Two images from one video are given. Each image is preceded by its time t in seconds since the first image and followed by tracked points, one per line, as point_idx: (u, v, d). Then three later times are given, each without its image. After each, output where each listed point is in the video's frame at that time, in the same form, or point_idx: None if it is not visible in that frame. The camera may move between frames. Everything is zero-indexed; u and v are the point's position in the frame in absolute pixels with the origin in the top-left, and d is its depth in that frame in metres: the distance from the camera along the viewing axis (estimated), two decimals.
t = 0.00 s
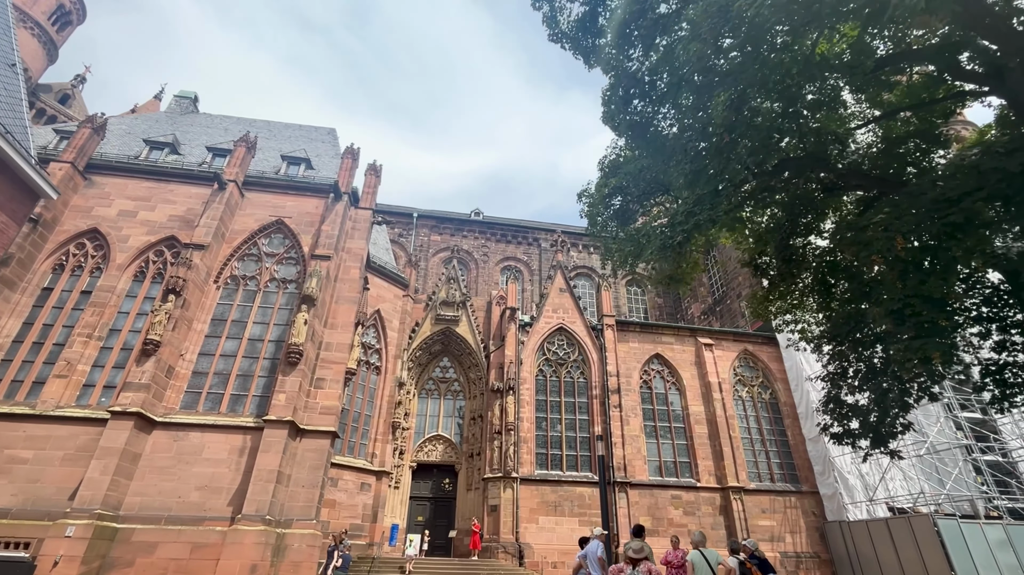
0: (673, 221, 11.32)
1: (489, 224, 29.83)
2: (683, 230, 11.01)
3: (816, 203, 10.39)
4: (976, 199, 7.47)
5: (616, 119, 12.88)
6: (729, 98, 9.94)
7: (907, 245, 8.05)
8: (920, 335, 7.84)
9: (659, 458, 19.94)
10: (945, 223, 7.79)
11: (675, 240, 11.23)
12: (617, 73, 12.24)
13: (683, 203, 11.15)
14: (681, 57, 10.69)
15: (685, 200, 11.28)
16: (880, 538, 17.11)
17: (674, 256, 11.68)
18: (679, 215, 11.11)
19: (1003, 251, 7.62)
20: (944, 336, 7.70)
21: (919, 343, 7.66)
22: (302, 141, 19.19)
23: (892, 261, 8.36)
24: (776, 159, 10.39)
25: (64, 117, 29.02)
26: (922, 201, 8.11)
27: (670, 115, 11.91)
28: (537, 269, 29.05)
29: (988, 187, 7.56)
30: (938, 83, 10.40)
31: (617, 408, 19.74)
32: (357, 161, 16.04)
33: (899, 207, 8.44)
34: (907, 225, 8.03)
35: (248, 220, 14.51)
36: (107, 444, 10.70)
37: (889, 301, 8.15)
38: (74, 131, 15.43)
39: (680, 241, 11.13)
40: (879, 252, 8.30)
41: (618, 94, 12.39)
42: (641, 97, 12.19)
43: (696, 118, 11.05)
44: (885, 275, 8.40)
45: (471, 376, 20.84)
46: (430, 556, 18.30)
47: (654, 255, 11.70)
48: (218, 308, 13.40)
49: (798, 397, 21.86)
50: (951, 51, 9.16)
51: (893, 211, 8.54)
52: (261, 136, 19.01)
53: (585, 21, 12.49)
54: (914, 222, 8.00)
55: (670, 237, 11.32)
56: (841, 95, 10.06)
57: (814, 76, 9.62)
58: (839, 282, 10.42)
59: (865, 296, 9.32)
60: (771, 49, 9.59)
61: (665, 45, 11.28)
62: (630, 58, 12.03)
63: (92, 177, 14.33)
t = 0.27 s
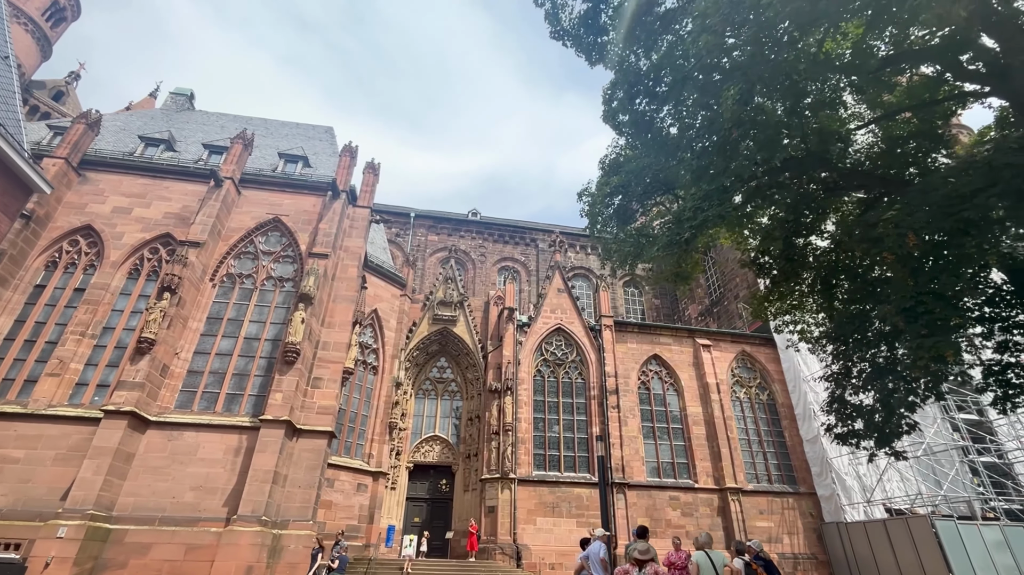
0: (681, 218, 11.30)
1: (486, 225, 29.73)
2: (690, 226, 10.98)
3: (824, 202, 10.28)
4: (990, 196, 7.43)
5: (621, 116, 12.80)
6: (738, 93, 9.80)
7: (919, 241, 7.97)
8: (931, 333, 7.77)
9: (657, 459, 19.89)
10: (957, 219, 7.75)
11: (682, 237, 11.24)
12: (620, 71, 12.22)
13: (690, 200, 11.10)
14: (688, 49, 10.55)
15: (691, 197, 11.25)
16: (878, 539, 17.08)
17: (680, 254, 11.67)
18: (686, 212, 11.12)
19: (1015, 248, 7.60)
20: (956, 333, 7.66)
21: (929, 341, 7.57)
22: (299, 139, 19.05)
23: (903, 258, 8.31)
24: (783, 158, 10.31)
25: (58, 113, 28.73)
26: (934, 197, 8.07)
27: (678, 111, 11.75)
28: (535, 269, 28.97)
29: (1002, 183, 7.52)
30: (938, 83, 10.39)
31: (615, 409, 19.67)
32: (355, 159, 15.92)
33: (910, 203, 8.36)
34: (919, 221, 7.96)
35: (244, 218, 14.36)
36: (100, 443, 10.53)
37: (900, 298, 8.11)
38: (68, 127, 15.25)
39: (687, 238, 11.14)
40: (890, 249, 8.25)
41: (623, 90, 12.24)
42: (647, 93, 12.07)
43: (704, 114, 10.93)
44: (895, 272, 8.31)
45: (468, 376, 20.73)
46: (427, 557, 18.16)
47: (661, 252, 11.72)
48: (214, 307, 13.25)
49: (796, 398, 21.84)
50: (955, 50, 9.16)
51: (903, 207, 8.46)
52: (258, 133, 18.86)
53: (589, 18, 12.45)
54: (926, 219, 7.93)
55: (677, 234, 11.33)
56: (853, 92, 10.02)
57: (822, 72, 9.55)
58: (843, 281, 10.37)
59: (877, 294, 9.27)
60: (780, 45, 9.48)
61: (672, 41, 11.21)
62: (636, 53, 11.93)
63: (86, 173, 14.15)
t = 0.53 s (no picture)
0: (690, 213, 11.25)
1: (485, 224, 29.63)
2: (700, 221, 10.94)
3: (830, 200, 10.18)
4: (1008, 192, 7.37)
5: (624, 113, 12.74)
6: (751, 87, 9.69)
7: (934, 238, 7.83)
8: (947, 331, 7.72)
9: (656, 459, 19.82)
10: (974, 216, 7.69)
11: (692, 233, 11.21)
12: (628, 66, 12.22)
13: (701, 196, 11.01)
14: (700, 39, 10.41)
15: (701, 193, 11.20)
16: (878, 539, 17.00)
17: (688, 250, 11.80)
18: (697, 207, 11.09)
19: None
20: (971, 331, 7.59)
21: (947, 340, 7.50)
22: (297, 137, 18.89)
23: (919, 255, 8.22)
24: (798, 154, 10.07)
25: (53, 109, 28.47)
26: (950, 193, 8.00)
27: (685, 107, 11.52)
28: (533, 269, 28.89)
29: (1019, 180, 7.47)
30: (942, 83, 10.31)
31: (614, 409, 19.59)
32: (354, 156, 15.79)
33: (923, 199, 8.21)
34: (935, 218, 7.81)
35: (242, 215, 14.21)
36: (95, 442, 10.38)
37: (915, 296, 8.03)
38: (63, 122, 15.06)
39: (697, 234, 11.11)
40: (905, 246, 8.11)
41: (631, 85, 12.15)
42: (653, 88, 11.99)
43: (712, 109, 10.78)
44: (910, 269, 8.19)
45: (467, 376, 20.63)
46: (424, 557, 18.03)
47: (671, 248, 11.79)
48: (211, 304, 13.10)
49: (794, 399, 21.78)
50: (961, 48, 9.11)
51: (916, 203, 8.32)
52: (256, 130, 18.70)
53: (594, 15, 12.46)
54: (941, 215, 7.79)
55: (687, 229, 11.27)
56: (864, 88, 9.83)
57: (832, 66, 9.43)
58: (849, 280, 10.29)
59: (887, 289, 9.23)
60: (792, 38, 9.39)
61: (679, 36, 11.15)
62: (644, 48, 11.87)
63: (82, 168, 13.98)
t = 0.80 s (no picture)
0: (698, 208, 10.91)
1: (483, 222, 29.52)
2: (709, 216, 10.59)
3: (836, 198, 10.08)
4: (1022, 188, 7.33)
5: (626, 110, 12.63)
6: (763, 77, 9.43)
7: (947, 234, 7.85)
8: (960, 327, 7.66)
9: (655, 458, 19.77)
10: (987, 212, 7.64)
11: (700, 228, 10.76)
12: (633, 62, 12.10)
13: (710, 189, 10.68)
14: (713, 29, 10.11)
15: (708, 188, 10.94)
16: (877, 539, 16.95)
17: (695, 249, 11.20)
18: (705, 202, 10.76)
19: None
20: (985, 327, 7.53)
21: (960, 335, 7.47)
22: (295, 133, 18.74)
23: (932, 251, 8.15)
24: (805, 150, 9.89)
25: (47, 105, 28.21)
26: (962, 188, 7.95)
27: (690, 104, 11.44)
28: (531, 268, 28.81)
29: None
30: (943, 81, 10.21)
31: (613, 408, 19.53)
32: (353, 153, 15.66)
33: (937, 195, 8.18)
34: (948, 214, 7.79)
35: (240, 211, 14.08)
36: (90, 440, 10.24)
37: (927, 292, 7.95)
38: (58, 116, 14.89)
39: (705, 229, 10.67)
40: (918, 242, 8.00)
41: (634, 81, 12.06)
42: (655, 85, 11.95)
43: (720, 105, 10.64)
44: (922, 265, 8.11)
45: (465, 375, 20.52)
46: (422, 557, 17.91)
47: (677, 244, 11.20)
48: (208, 302, 12.95)
49: (793, 398, 21.74)
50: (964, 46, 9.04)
51: (929, 199, 8.31)
52: (253, 126, 18.53)
53: (597, 11, 12.40)
54: (955, 211, 7.79)
55: (695, 224, 10.85)
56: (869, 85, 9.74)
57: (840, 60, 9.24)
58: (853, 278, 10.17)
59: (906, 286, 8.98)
60: (800, 32, 9.31)
61: (683, 32, 11.03)
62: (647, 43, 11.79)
63: (77, 164, 13.82)
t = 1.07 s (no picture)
0: (707, 202, 10.73)
1: (481, 220, 29.42)
2: (719, 209, 10.41)
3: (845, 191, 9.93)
4: None
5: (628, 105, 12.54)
6: (773, 67, 9.30)
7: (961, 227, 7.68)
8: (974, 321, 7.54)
9: (654, 457, 19.72)
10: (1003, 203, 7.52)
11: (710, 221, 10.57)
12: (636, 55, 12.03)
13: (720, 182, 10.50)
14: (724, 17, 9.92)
15: (717, 181, 10.75)
16: (875, 538, 16.89)
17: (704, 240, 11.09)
18: (714, 195, 10.55)
19: None
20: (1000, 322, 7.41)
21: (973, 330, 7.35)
22: (293, 129, 18.57)
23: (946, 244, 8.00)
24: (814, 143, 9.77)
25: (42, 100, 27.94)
26: (976, 180, 7.83)
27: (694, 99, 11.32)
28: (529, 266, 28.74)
29: None
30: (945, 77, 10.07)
31: (612, 406, 19.46)
32: (351, 149, 15.54)
33: (950, 188, 8.05)
34: (963, 206, 7.64)
35: (237, 207, 13.93)
36: (85, 438, 10.11)
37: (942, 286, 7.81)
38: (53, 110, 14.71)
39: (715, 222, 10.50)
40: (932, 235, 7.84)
41: (637, 75, 11.97)
42: (658, 82, 11.88)
43: (725, 100, 10.52)
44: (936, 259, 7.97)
45: (463, 373, 20.42)
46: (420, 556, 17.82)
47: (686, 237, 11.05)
48: (204, 298, 12.81)
49: (792, 397, 21.68)
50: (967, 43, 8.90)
51: (941, 192, 8.19)
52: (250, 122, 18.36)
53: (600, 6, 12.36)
54: (970, 203, 7.64)
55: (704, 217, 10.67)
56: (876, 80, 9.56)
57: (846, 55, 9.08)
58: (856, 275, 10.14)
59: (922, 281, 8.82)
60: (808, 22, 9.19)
61: (688, 26, 10.94)
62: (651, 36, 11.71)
63: (72, 158, 13.65)
